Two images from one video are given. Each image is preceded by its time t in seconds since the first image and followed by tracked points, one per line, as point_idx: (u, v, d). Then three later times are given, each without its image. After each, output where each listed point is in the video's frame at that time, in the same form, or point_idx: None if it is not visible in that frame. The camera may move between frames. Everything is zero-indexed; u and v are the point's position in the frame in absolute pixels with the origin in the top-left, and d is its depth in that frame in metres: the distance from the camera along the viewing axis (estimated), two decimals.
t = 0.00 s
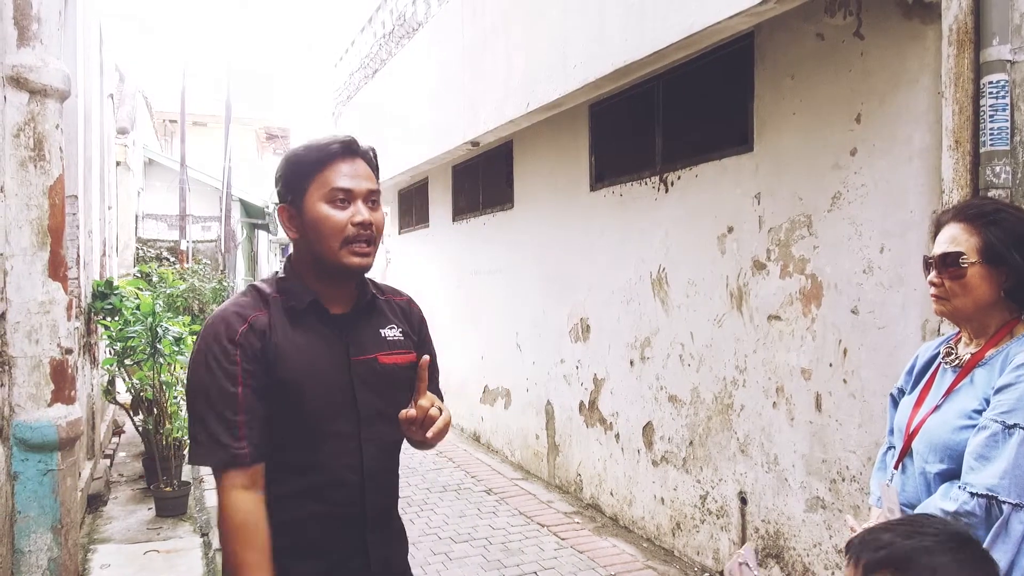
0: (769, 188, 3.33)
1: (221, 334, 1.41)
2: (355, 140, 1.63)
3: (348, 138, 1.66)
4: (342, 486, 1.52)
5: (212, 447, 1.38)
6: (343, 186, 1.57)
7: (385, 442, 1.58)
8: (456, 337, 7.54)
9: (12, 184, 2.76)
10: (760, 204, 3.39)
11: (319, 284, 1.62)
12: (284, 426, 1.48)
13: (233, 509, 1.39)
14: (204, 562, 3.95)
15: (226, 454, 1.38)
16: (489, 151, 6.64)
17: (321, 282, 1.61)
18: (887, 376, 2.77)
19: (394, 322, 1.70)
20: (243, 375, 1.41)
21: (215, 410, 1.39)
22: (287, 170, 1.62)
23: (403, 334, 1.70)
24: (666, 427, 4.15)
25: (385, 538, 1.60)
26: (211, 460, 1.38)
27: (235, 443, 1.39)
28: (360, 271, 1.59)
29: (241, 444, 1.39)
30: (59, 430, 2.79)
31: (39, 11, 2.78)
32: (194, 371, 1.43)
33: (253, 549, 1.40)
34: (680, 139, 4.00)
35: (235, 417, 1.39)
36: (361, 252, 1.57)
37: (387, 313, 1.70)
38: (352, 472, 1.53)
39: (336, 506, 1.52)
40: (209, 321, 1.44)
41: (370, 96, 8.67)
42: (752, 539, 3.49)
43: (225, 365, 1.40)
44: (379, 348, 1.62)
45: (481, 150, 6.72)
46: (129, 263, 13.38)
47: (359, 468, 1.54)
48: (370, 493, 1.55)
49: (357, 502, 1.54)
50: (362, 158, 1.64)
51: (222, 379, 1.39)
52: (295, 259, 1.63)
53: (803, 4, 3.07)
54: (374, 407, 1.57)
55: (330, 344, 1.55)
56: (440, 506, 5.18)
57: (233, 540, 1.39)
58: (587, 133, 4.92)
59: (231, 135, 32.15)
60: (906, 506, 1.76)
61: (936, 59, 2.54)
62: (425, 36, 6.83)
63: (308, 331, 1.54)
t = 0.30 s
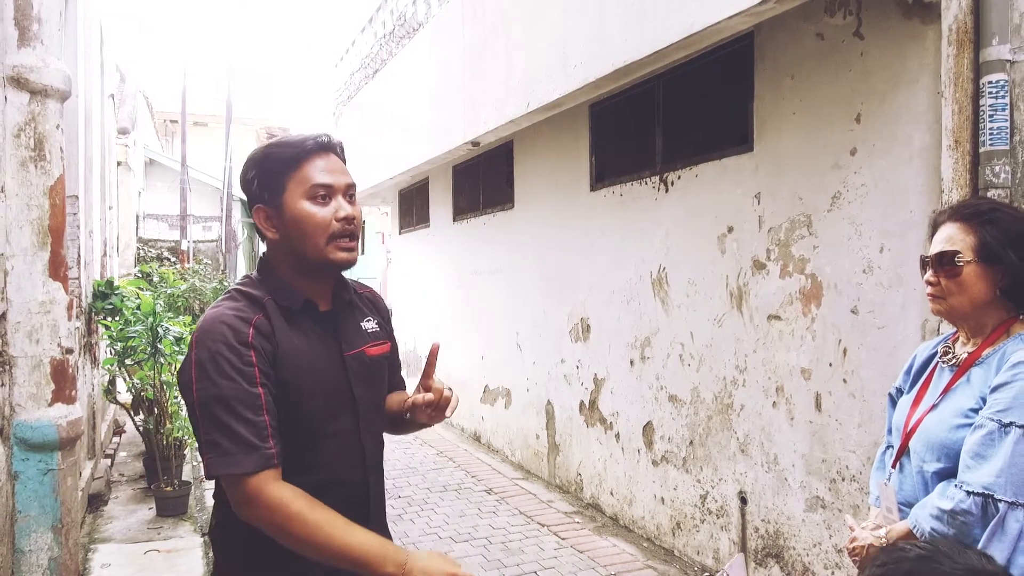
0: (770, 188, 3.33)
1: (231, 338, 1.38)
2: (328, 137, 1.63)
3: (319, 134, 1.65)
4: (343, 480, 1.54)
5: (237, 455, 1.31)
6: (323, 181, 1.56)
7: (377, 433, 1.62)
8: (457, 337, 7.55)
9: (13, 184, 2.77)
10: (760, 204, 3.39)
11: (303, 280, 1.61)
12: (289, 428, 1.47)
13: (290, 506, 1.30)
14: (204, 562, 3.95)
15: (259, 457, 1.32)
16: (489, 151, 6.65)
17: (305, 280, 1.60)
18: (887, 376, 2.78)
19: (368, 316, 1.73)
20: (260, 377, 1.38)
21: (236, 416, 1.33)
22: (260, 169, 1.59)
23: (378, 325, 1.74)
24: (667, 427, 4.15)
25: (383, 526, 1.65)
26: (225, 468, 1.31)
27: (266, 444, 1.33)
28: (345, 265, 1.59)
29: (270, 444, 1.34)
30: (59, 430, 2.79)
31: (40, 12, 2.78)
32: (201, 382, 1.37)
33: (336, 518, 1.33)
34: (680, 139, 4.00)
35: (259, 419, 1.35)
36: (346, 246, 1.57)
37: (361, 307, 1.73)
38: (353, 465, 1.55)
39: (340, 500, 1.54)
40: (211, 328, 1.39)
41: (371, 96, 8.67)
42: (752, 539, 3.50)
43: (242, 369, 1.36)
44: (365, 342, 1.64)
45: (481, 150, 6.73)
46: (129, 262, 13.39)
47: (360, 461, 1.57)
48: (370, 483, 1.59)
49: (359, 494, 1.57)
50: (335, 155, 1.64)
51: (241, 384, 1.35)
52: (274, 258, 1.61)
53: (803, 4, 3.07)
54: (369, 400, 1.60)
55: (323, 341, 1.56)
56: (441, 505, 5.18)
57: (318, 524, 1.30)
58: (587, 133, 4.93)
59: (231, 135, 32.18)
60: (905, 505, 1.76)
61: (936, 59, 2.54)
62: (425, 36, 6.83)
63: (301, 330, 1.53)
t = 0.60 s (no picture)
0: (768, 188, 3.33)
1: (224, 345, 1.38)
2: (309, 137, 1.65)
3: (301, 134, 1.66)
4: (345, 476, 1.55)
5: (220, 465, 1.33)
6: (309, 179, 1.57)
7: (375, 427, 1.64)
8: (457, 337, 7.55)
9: (11, 184, 2.77)
10: (758, 204, 3.39)
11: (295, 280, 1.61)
12: (289, 427, 1.47)
13: (221, 530, 1.33)
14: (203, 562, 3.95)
15: (238, 468, 1.33)
16: (489, 151, 6.65)
17: (298, 279, 1.61)
18: (885, 376, 2.78)
19: (360, 313, 1.75)
20: (249, 386, 1.38)
21: (219, 426, 1.34)
22: (245, 171, 1.59)
23: (370, 322, 1.76)
24: (666, 427, 4.15)
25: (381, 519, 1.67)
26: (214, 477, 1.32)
27: (245, 455, 1.34)
28: (339, 262, 1.60)
29: (249, 455, 1.35)
30: (58, 429, 2.79)
31: (39, 12, 2.78)
32: (191, 392, 1.37)
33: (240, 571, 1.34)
34: (679, 138, 4.00)
35: (242, 429, 1.35)
36: (338, 243, 1.58)
37: (352, 304, 1.75)
38: (354, 460, 1.57)
39: (344, 495, 1.55)
40: (203, 338, 1.38)
41: (371, 97, 8.68)
42: (750, 539, 3.50)
43: (232, 377, 1.36)
44: (360, 339, 1.66)
45: (481, 150, 6.73)
46: (130, 262, 13.41)
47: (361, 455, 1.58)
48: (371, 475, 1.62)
49: (362, 486, 1.59)
50: (318, 153, 1.65)
51: (228, 393, 1.35)
52: (265, 260, 1.61)
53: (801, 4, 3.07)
54: (366, 395, 1.62)
55: (320, 340, 1.57)
56: (440, 505, 5.18)
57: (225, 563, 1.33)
58: (586, 133, 4.93)
59: (232, 135, 32.19)
60: (900, 505, 1.76)
61: (934, 59, 2.54)
62: (425, 37, 6.84)
63: (298, 331, 1.54)
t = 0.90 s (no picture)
0: (766, 190, 3.34)
1: (209, 336, 1.43)
2: (316, 147, 1.69)
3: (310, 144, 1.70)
4: (332, 474, 1.58)
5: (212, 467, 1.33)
6: (310, 187, 1.61)
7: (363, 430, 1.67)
8: (457, 337, 7.55)
9: (11, 186, 2.78)
10: (756, 206, 3.40)
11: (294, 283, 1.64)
12: (278, 422, 1.50)
13: (158, 504, 1.39)
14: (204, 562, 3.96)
15: (180, 453, 1.38)
16: (489, 152, 6.65)
17: (296, 282, 1.64)
18: (881, 376, 2.78)
19: (360, 320, 1.77)
20: (219, 380, 1.42)
21: (182, 411, 1.40)
22: (253, 178, 1.64)
23: (370, 330, 1.78)
24: (664, 428, 4.15)
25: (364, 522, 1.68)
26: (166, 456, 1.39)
27: (191, 443, 1.39)
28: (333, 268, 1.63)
29: (196, 444, 1.39)
30: (58, 430, 2.80)
31: (39, 14, 2.79)
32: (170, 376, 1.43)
33: (150, 555, 1.37)
34: (678, 140, 4.01)
35: (197, 418, 1.40)
36: (334, 249, 1.61)
37: (353, 311, 1.77)
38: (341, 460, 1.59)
39: (327, 493, 1.58)
40: (195, 324, 1.44)
41: (371, 97, 8.69)
42: (748, 539, 3.50)
43: (205, 368, 1.41)
44: (355, 344, 1.69)
45: (481, 150, 6.74)
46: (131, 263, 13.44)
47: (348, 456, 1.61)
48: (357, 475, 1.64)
49: (347, 486, 1.61)
50: (325, 163, 1.68)
51: (196, 382, 1.40)
52: (269, 263, 1.66)
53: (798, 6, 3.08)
54: (355, 399, 1.64)
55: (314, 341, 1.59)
56: (439, 505, 5.19)
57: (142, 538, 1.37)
58: (585, 134, 4.93)
59: (232, 135, 32.21)
60: (894, 506, 1.77)
61: (930, 61, 2.54)
62: (425, 37, 6.84)
63: (293, 330, 1.57)
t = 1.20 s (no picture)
0: (764, 190, 3.35)
1: (195, 320, 1.51)
2: (315, 157, 1.77)
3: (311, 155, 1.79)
4: (297, 465, 1.63)
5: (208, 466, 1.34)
6: (303, 193, 1.69)
7: (334, 427, 1.70)
8: (457, 338, 7.57)
9: (12, 187, 2.79)
10: (755, 206, 3.41)
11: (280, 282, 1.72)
12: (250, 409, 1.56)
13: (186, 485, 1.45)
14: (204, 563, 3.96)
15: (179, 428, 1.45)
16: (489, 152, 6.66)
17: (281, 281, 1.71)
18: (879, 377, 2.79)
19: (344, 324, 1.82)
20: (208, 359, 1.49)
21: (175, 387, 1.46)
22: (254, 181, 1.73)
23: (352, 334, 1.83)
24: (663, 428, 4.16)
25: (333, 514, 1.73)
26: (165, 433, 1.45)
27: (190, 418, 1.46)
28: (316, 271, 1.69)
29: (195, 420, 1.47)
30: (58, 429, 2.81)
31: (39, 16, 2.80)
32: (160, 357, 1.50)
33: (210, 521, 1.45)
34: (677, 140, 4.01)
35: (193, 395, 1.47)
36: (317, 254, 1.68)
37: (338, 315, 1.83)
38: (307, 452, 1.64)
39: (295, 482, 1.63)
40: (183, 309, 1.53)
41: (371, 97, 8.69)
42: (746, 539, 3.51)
43: (194, 348, 1.48)
44: (334, 343, 1.74)
45: (480, 151, 6.75)
46: (132, 263, 13.46)
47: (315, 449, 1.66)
48: (324, 469, 1.68)
49: (313, 478, 1.66)
50: (323, 174, 1.77)
51: (188, 360, 1.47)
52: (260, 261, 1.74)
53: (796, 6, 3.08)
54: (327, 395, 1.68)
55: (290, 335, 1.65)
56: (439, 505, 5.20)
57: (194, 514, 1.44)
58: (585, 134, 4.94)
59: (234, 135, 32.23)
60: (891, 506, 1.77)
61: (927, 62, 2.55)
62: (425, 38, 6.85)
63: (271, 323, 1.63)
